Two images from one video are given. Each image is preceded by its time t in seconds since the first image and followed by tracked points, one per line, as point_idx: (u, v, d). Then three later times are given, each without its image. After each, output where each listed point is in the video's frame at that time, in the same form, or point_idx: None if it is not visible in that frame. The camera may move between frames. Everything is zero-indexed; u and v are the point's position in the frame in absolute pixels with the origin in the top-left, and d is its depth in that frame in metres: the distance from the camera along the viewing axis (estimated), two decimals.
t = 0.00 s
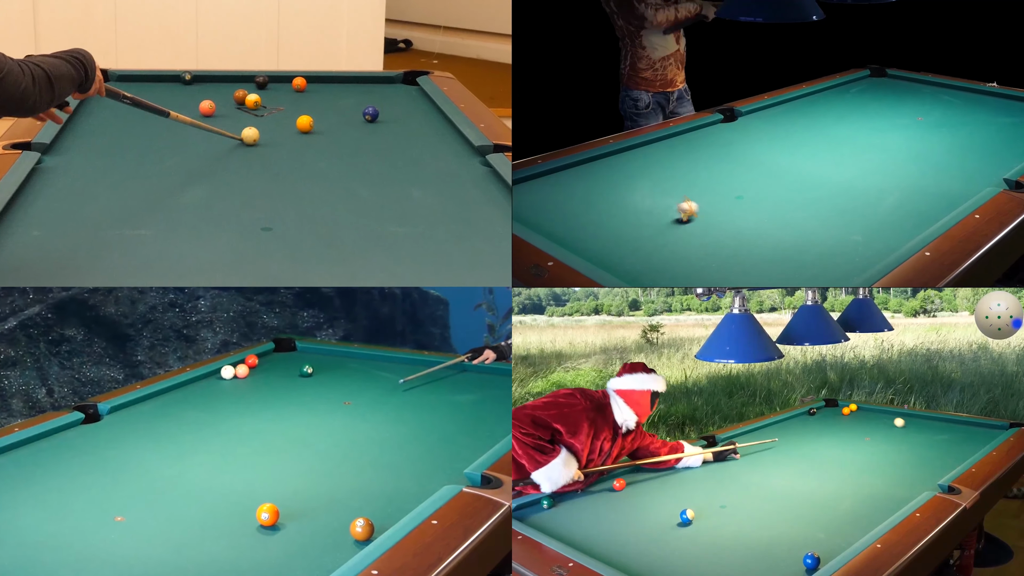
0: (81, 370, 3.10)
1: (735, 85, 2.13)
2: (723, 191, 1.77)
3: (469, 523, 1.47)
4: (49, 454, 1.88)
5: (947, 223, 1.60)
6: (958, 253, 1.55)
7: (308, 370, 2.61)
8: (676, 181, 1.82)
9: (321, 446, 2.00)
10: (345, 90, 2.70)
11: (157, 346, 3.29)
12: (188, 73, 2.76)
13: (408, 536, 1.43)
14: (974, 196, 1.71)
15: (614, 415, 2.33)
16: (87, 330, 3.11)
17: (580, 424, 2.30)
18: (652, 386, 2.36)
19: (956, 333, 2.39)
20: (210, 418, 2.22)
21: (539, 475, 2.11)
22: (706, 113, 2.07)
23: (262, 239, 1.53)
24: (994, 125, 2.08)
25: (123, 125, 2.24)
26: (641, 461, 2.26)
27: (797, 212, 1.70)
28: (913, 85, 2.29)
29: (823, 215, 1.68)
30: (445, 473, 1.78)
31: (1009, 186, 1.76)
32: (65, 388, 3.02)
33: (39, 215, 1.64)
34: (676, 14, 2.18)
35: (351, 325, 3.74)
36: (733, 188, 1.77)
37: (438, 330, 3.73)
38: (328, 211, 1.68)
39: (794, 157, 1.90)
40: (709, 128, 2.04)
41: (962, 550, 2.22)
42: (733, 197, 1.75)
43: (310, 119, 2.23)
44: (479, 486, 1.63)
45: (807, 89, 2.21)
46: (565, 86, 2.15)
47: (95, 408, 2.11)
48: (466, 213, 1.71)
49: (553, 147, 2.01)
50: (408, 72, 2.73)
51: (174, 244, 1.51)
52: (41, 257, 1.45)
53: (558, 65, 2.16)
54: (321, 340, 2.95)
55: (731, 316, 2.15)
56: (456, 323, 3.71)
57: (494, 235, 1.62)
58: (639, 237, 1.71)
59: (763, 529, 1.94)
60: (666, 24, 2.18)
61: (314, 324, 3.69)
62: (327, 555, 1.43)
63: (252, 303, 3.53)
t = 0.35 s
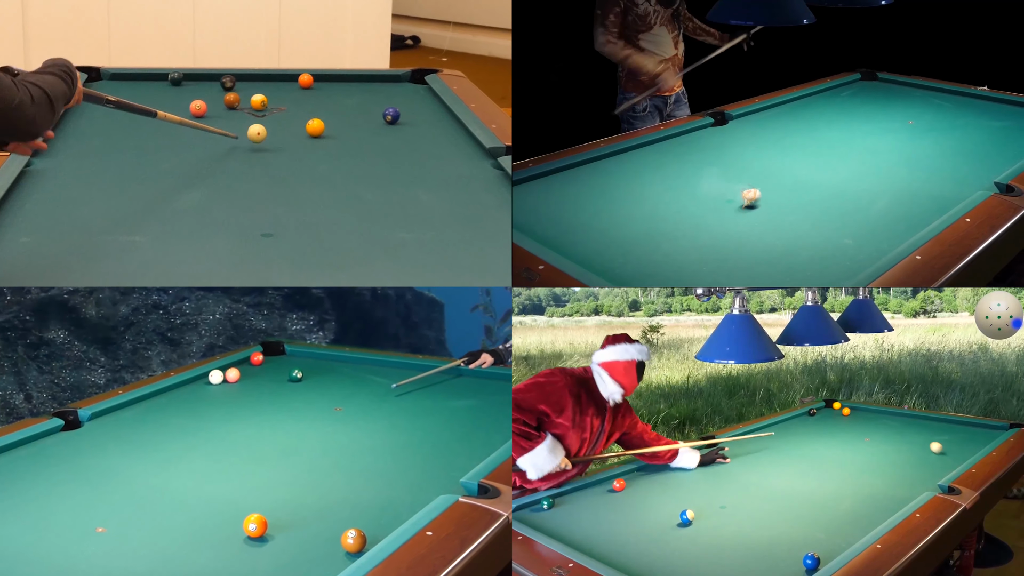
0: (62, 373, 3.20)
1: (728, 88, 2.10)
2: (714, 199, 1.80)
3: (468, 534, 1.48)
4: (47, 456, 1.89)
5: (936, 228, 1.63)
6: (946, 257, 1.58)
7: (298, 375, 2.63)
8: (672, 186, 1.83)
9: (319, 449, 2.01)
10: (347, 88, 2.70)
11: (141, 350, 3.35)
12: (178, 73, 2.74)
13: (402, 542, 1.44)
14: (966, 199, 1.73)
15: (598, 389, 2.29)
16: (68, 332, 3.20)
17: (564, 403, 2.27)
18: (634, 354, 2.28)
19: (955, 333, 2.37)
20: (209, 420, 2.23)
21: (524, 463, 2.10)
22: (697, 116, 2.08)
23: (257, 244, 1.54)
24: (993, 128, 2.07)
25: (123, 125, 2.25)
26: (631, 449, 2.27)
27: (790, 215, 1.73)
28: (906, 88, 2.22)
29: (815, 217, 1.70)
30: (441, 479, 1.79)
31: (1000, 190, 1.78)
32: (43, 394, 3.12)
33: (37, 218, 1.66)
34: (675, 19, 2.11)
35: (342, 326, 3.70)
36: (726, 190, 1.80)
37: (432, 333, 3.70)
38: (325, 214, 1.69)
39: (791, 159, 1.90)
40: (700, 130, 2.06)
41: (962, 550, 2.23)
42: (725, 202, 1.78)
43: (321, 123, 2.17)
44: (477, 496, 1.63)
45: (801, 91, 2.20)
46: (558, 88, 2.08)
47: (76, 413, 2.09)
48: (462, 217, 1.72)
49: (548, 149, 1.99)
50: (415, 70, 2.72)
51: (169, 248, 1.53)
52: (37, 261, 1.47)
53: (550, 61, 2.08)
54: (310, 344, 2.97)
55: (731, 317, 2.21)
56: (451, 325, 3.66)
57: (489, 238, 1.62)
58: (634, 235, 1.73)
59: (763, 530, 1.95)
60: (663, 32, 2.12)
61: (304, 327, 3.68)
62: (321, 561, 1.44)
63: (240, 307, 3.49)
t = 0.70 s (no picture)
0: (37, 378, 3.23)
1: (722, 89, 2.10)
2: (702, 200, 1.77)
3: (460, 546, 1.47)
4: (46, 457, 1.90)
5: (928, 232, 1.62)
6: (937, 261, 1.58)
7: (284, 380, 2.57)
8: (670, 190, 1.84)
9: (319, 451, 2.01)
10: (352, 86, 2.70)
11: (121, 354, 3.41)
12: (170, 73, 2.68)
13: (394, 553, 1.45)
14: (956, 204, 1.72)
15: (580, 361, 2.25)
16: (45, 337, 3.25)
17: (548, 376, 2.28)
18: (620, 324, 2.23)
19: (955, 334, 2.36)
20: (210, 422, 2.24)
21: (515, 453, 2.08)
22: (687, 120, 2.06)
23: (252, 248, 1.55)
24: (995, 131, 2.06)
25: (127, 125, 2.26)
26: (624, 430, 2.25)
27: (779, 219, 1.71)
28: (894, 91, 2.20)
29: (805, 220, 1.69)
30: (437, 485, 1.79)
31: (990, 195, 1.77)
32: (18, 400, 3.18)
33: (37, 221, 1.67)
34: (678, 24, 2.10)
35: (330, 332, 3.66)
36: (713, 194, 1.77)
37: (427, 336, 3.65)
38: (322, 218, 1.69)
39: (790, 160, 1.90)
40: (691, 135, 2.04)
41: (962, 551, 2.23)
42: (714, 205, 1.76)
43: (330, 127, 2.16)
44: (471, 506, 1.62)
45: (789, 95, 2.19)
46: (558, 87, 2.06)
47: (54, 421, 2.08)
48: (459, 222, 1.73)
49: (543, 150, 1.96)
50: (422, 69, 2.70)
51: (164, 252, 1.54)
52: (35, 265, 1.48)
53: (553, 63, 2.05)
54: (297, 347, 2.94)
55: (732, 318, 2.22)
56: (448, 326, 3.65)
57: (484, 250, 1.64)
58: (623, 237, 1.70)
59: (764, 530, 1.96)
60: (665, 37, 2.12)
61: (293, 330, 3.62)
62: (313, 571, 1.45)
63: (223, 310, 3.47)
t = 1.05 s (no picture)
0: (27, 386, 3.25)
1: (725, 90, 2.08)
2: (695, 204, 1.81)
3: (455, 554, 1.46)
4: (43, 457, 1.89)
5: (918, 236, 1.66)
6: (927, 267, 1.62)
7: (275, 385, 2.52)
8: (671, 195, 1.84)
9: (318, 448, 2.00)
10: (355, 83, 2.69)
11: (108, 357, 3.34)
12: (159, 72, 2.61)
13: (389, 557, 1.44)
14: (947, 207, 1.75)
15: (561, 345, 2.23)
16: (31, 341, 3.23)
17: (531, 365, 2.26)
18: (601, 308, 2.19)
19: (956, 335, 2.38)
20: (206, 424, 2.23)
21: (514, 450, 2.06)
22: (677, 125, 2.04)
23: (252, 252, 1.55)
24: (993, 134, 2.07)
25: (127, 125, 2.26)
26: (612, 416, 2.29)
27: (772, 219, 1.76)
28: (889, 95, 2.18)
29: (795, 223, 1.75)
30: (436, 487, 1.79)
31: (981, 199, 1.79)
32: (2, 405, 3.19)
33: (31, 223, 1.67)
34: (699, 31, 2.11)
35: (326, 334, 3.47)
36: (705, 197, 1.81)
37: (422, 338, 3.44)
38: (321, 220, 1.69)
39: (789, 161, 1.90)
40: (681, 139, 2.01)
41: (962, 551, 2.24)
42: (706, 208, 1.80)
43: (342, 129, 2.11)
44: (467, 513, 1.61)
45: (797, 96, 2.14)
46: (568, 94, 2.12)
47: (38, 425, 2.03)
48: (455, 222, 1.72)
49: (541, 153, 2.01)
50: (430, 67, 2.68)
51: (158, 256, 1.53)
52: (25, 268, 1.48)
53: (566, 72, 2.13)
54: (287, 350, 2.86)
55: (732, 318, 2.22)
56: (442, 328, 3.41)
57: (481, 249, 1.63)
58: (615, 240, 1.79)
59: (761, 534, 1.97)
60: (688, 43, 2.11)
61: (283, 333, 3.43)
62: None
63: (213, 310, 3.31)
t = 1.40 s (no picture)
0: (21, 388, 3.10)
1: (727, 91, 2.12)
2: (687, 209, 1.81)
3: (455, 558, 1.46)
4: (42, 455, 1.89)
5: (907, 242, 1.68)
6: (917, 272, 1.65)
7: (273, 385, 2.48)
8: (671, 196, 1.85)
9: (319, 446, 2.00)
10: (355, 82, 2.69)
11: (102, 359, 3.19)
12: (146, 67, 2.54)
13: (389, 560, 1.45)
14: (937, 212, 1.75)
15: (527, 345, 2.27)
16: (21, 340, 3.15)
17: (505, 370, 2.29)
18: (571, 315, 2.23)
19: (956, 336, 2.37)
20: (203, 423, 2.23)
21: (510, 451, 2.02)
22: (670, 128, 2.08)
23: (245, 254, 1.55)
24: (990, 136, 2.08)
25: (127, 125, 2.26)
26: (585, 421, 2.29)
27: (762, 222, 1.76)
28: (878, 99, 2.20)
29: (784, 226, 1.76)
30: (434, 488, 1.79)
31: (972, 204, 1.79)
32: None
33: (25, 226, 1.66)
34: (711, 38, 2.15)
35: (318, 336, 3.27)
36: (695, 202, 1.81)
37: (419, 339, 3.22)
38: (317, 223, 1.69)
39: (789, 166, 1.91)
40: (672, 143, 2.05)
41: (962, 552, 2.25)
42: (696, 213, 1.80)
43: (353, 134, 2.09)
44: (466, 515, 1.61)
45: (798, 97, 2.19)
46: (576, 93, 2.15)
47: (31, 429, 2.02)
48: (451, 225, 1.71)
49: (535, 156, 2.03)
50: (438, 66, 2.63)
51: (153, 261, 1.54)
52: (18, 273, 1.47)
53: (577, 68, 2.16)
54: (282, 349, 2.77)
55: (732, 319, 2.22)
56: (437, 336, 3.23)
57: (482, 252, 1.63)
58: (610, 243, 1.80)
59: (762, 533, 1.97)
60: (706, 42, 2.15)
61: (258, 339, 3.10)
62: None
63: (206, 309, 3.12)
